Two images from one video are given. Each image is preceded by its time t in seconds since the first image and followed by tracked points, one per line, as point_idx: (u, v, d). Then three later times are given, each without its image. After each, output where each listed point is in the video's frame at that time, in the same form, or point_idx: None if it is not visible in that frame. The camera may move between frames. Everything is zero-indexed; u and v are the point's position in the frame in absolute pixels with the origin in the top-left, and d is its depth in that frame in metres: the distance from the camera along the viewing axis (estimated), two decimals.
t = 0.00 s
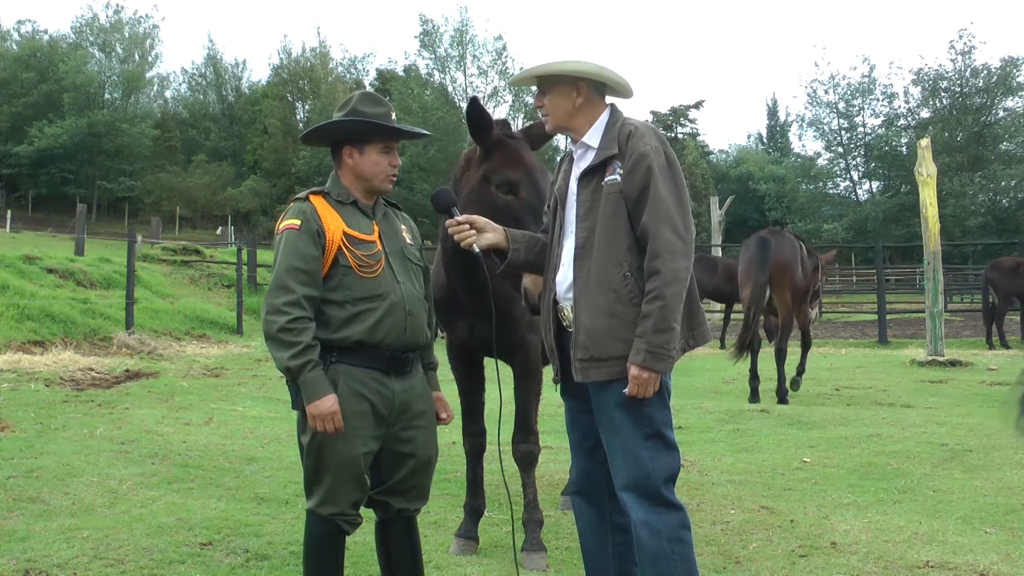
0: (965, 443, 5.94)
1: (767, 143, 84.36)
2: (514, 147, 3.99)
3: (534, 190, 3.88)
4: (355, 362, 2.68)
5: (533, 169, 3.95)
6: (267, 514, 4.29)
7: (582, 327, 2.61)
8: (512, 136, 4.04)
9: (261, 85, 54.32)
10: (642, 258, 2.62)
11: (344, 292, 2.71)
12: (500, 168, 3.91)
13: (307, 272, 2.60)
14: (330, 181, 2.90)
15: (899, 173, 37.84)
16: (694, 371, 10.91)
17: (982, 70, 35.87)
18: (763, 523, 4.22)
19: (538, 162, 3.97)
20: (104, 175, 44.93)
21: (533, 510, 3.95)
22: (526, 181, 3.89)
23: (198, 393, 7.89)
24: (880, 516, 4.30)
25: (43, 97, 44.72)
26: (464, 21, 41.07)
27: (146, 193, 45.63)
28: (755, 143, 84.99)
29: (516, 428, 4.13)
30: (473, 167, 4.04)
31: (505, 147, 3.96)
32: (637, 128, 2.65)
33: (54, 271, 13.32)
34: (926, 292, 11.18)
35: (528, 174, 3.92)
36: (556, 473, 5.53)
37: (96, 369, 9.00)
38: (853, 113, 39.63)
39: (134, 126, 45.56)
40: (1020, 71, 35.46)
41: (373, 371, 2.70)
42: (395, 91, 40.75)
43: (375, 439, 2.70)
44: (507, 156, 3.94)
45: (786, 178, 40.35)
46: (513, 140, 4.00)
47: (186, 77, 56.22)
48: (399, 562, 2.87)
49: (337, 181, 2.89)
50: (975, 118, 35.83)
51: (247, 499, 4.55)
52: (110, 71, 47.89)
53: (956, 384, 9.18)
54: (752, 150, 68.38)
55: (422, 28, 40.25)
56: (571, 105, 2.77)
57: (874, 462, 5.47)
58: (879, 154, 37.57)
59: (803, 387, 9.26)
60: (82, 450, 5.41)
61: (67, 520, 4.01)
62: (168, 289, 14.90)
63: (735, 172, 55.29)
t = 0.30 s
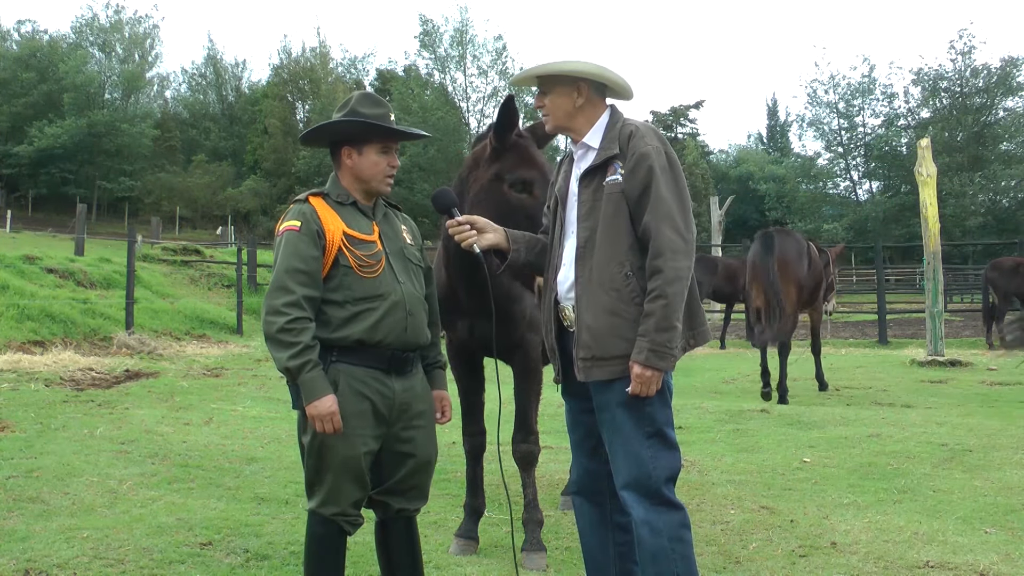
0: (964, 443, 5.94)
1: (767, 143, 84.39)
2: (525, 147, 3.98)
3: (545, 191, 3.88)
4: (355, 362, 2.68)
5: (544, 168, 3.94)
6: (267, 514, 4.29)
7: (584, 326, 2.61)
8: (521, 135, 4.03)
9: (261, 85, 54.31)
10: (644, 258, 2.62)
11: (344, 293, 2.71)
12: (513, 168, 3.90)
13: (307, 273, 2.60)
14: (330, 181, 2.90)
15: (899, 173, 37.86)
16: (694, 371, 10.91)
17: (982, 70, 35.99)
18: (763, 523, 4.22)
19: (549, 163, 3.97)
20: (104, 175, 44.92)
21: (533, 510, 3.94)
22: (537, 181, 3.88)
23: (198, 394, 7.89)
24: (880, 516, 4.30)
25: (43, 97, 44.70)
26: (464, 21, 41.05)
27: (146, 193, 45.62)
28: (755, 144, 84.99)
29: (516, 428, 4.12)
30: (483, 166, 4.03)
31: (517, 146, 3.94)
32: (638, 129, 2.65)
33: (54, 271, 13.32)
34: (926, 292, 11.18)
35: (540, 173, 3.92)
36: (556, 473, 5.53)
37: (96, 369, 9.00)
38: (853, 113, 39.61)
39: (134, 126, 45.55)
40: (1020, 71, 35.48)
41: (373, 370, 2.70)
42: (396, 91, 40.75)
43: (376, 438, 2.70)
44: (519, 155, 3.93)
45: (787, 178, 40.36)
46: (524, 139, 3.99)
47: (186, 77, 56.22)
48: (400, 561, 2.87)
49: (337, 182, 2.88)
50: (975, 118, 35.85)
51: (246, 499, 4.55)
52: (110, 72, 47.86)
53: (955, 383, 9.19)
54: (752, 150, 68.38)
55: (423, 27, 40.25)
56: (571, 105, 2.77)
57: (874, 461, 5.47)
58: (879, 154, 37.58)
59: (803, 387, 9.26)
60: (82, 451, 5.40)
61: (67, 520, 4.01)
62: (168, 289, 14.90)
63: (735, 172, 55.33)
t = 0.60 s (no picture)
0: (965, 443, 5.94)
1: (767, 143, 84.42)
2: (536, 149, 3.97)
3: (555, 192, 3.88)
4: (352, 362, 2.68)
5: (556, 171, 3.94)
6: (267, 514, 4.28)
7: (585, 326, 2.61)
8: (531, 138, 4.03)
9: (261, 85, 54.29)
10: (643, 257, 2.62)
11: (343, 294, 2.71)
12: (525, 169, 3.89)
13: (306, 274, 2.60)
14: (330, 181, 2.90)
15: (899, 173, 37.85)
16: (694, 371, 10.91)
17: (982, 70, 36.00)
18: (764, 524, 4.21)
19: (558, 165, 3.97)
20: (104, 175, 44.91)
21: (533, 510, 3.94)
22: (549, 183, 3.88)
23: (198, 394, 7.89)
24: (880, 516, 4.30)
25: (43, 97, 44.67)
26: (464, 21, 41.01)
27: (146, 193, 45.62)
28: (755, 144, 85.00)
29: (516, 428, 4.12)
30: (491, 167, 4.02)
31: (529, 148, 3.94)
32: (639, 129, 2.65)
33: (54, 271, 13.32)
34: (926, 292, 11.17)
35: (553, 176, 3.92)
36: (556, 473, 5.53)
37: (96, 369, 8.99)
38: (853, 113, 39.58)
39: (134, 126, 45.52)
40: (1020, 71, 35.49)
41: (370, 370, 2.70)
42: (395, 91, 40.74)
43: (374, 438, 2.70)
44: (531, 158, 3.93)
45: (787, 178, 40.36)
46: (534, 141, 3.99)
47: (186, 77, 56.21)
48: (400, 562, 2.87)
49: (336, 181, 2.88)
50: (975, 118, 35.84)
51: (247, 499, 4.55)
52: (110, 72, 47.83)
53: (956, 383, 9.18)
54: (751, 150, 68.40)
55: (423, 28, 40.22)
56: (574, 105, 2.77)
57: (874, 462, 5.47)
58: (879, 154, 37.56)
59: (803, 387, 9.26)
60: (82, 451, 5.40)
61: (67, 520, 4.01)
62: (168, 289, 14.90)
63: (735, 172, 55.33)
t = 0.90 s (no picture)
0: (965, 443, 5.93)
1: (767, 143, 84.45)
2: (542, 154, 3.97)
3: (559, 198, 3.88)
4: (345, 362, 2.68)
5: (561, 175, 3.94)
6: (267, 514, 4.29)
7: (585, 325, 2.61)
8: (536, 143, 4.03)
9: (261, 85, 54.27)
10: (644, 256, 2.62)
11: (337, 295, 2.71)
12: (530, 175, 3.90)
13: (301, 273, 2.60)
14: (324, 180, 2.89)
15: (899, 173, 37.84)
16: (695, 371, 10.91)
17: (982, 70, 35.99)
18: (763, 524, 4.22)
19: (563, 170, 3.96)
20: (104, 175, 44.93)
21: (533, 510, 3.94)
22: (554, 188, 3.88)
23: (198, 393, 7.89)
24: (880, 516, 4.30)
25: (43, 97, 44.67)
26: (464, 21, 40.97)
27: (146, 193, 45.65)
28: (755, 144, 84.97)
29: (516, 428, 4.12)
30: (496, 171, 4.03)
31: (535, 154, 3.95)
32: (639, 130, 2.65)
33: (54, 271, 13.33)
34: (926, 292, 11.16)
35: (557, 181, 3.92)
36: (556, 473, 5.53)
37: (96, 369, 9.00)
38: (853, 113, 39.56)
39: (134, 126, 45.51)
40: (1020, 71, 35.48)
41: (361, 371, 2.71)
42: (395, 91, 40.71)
43: (365, 438, 2.70)
44: (538, 164, 3.93)
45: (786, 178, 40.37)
46: (540, 146, 3.99)
47: (185, 77, 56.22)
48: (396, 562, 2.87)
49: (331, 180, 2.88)
50: (975, 118, 35.83)
51: (247, 498, 4.55)
52: (110, 72, 47.82)
53: (955, 383, 9.18)
54: (751, 151, 68.37)
55: (422, 28, 40.17)
56: (574, 105, 2.77)
57: (874, 462, 5.47)
58: (879, 154, 37.55)
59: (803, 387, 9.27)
60: (82, 450, 5.40)
61: (67, 520, 4.01)
62: (168, 289, 14.91)
63: (735, 172, 55.34)
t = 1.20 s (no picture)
0: (965, 443, 5.94)
1: (767, 143, 84.45)
2: (540, 155, 3.97)
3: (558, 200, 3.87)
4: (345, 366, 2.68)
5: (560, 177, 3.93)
6: (266, 514, 4.28)
7: (587, 326, 2.61)
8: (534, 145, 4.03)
9: (261, 84, 54.25)
10: (645, 258, 2.62)
11: (333, 300, 2.71)
12: (529, 176, 3.90)
13: (298, 280, 2.59)
14: (311, 178, 2.88)
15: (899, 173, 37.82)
16: (695, 371, 10.90)
17: (982, 70, 36.00)
18: (763, 524, 4.21)
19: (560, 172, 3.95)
20: (104, 175, 44.92)
21: (533, 510, 3.94)
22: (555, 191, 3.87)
23: (198, 394, 7.89)
24: (880, 516, 4.30)
25: (43, 97, 44.65)
26: (464, 21, 40.93)
27: (146, 193, 45.67)
28: (755, 144, 84.97)
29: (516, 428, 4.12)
30: (495, 173, 4.03)
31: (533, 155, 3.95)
32: (639, 130, 2.65)
33: (54, 271, 13.32)
34: (926, 292, 11.16)
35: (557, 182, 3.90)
36: (556, 473, 5.53)
37: (96, 369, 8.99)
38: (853, 113, 39.54)
39: (134, 126, 45.49)
40: (1020, 71, 35.47)
41: (358, 373, 2.72)
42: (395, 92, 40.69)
43: (363, 439, 2.71)
44: (536, 165, 3.93)
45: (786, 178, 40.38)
46: (538, 149, 3.98)
47: (186, 77, 56.22)
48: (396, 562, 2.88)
49: (319, 178, 2.86)
50: (975, 118, 35.81)
51: (247, 499, 4.55)
52: (110, 72, 47.78)
53: (955, 383, 9.18)
54: (751, 150, 68.36)
55: (423, 28, 40.15)
56: (574, 105, 2.76)
57: (874, 461, 5.47)
58: (879, 154, 37.54)
59: (802, 387, 9.27)
60: (82, 450, 5.40)
61: (67, 520, 4.01)
62: (168, 289, 14.91)
63: (735, 172, 55.36)
